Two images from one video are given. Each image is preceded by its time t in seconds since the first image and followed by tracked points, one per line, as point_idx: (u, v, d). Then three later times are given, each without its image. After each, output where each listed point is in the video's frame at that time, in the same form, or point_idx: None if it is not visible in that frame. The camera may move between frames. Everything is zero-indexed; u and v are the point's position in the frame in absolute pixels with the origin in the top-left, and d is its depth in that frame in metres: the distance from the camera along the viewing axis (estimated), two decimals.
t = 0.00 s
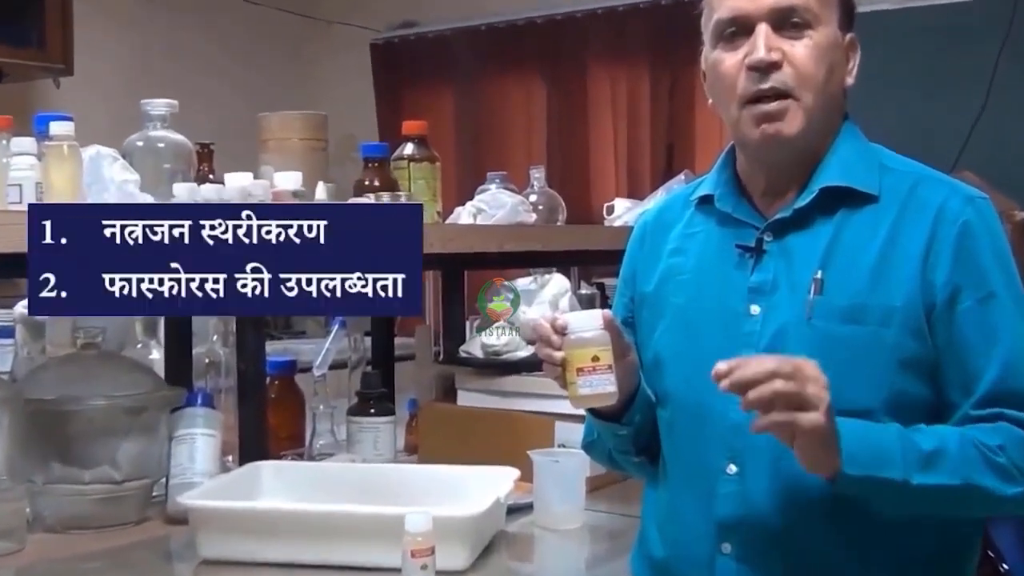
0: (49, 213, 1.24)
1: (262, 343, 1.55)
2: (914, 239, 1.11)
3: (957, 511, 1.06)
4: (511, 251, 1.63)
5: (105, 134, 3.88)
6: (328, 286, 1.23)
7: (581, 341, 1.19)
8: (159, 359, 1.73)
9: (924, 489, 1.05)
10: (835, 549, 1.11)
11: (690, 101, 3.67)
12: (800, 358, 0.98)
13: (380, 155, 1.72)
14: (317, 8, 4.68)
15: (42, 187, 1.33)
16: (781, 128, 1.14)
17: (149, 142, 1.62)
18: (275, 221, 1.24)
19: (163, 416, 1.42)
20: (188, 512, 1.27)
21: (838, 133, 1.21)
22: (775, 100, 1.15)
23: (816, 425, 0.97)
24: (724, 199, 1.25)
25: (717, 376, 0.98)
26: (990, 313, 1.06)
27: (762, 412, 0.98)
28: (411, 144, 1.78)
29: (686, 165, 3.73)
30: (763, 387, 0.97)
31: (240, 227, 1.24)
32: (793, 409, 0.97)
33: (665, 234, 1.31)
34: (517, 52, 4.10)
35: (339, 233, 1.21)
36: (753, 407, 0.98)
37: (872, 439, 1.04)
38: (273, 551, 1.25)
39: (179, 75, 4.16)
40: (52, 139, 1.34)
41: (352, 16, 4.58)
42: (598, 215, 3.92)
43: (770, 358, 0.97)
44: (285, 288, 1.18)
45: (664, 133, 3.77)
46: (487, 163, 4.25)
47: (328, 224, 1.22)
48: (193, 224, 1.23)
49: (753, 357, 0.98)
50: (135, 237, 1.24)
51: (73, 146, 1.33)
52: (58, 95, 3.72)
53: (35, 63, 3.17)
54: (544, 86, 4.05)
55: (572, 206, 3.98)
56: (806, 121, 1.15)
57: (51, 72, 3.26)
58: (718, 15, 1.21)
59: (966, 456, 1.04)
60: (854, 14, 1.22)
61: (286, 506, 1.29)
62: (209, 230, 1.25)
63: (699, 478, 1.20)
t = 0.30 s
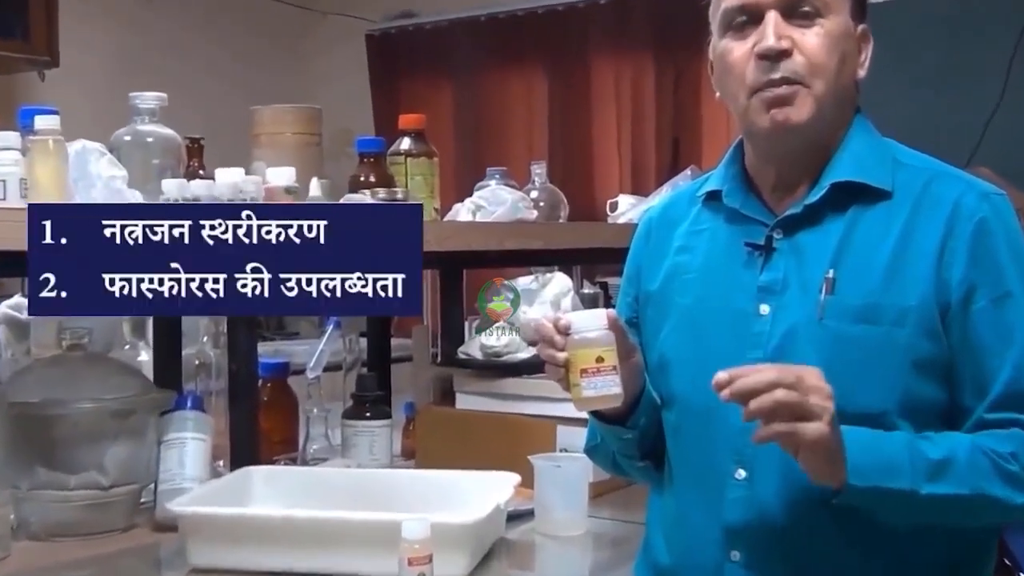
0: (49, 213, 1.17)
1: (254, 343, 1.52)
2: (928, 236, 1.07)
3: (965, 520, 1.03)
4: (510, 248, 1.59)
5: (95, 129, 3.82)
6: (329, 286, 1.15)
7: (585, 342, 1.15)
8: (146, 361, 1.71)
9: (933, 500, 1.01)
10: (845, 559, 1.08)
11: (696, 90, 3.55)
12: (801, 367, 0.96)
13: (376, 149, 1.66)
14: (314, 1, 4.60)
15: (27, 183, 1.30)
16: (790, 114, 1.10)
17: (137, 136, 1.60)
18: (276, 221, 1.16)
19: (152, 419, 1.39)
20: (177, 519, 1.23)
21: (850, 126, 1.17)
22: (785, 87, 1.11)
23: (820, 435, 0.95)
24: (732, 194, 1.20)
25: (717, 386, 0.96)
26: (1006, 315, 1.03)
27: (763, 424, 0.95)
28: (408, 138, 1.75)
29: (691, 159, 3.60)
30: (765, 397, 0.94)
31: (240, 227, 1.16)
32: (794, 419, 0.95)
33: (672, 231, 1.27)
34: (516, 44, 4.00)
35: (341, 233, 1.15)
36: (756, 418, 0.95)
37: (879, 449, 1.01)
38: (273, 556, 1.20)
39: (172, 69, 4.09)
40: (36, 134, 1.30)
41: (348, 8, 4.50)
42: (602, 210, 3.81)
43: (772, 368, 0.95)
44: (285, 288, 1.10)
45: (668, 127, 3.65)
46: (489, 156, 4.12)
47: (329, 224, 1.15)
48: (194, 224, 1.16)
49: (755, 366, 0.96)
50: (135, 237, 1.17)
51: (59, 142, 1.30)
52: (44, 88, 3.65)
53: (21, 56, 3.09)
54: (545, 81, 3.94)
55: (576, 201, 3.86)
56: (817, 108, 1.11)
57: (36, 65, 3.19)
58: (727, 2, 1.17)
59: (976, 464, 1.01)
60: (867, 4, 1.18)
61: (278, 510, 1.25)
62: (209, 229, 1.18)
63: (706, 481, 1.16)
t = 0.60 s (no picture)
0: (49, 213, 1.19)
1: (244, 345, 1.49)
2: (945, 229, 1.02)
3: (989, 500, 0.96)
4: (510, 244, 1.55)
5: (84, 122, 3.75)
6: (328, 286, 1.19)
7: (588, 341, 1.11)
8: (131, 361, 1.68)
9: (957, 450, 0.95)
10: (845, 539, 1.03)
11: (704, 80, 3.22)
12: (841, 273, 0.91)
13: (369, 141, 1.64)
14: None
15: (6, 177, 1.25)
16: (803, 106, 1.05)
17: (122, 127, 1.57)
18: (276, 221, 1.19)
19: (137, 421, 1.35)
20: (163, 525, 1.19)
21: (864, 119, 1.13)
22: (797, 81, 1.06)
23: (850, 338, 0.88)
24: (740, 189, 1.16)
25: (754, 283, 0.91)
26: None
27: (794, 320, 0.89)
28: (403, 129, 1.71)
29: (700, 152, 3.26)
30: (799, 291, 0.89)
31: (240, 227, 1.19)
32: (827, 316, 0.89)
33: (679, 227, 1.22)
34: (517, 31, 3.65)
35: (339, 233, 1.18)
36: (786, 314, 0.89)
37: (904, 388, 0.94)
38: (259, 566, 1.16)
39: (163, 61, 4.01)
40: (17, 125, 1.26)
41: None
42: (606, 207, 3.43)
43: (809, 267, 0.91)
44: (285, 288, 1.14)
45: (675, 120, 3.30)
46: (485, 149, 3.76)
47: (328, 224, 1.18)
48: (194, 224, 1.19)
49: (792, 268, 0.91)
50: (135, 238, 1.20)
51: (40, 134, 1.25)
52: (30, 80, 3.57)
53: None
54: (547, 71, 3.60)
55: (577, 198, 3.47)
56: (829, 102, 1.06)
57: (17, 54, 3.02)
58: None
59: (1001, 431, 0.95)
60: None
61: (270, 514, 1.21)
62: (209, 229, 1.20)
63: (713, 485, 1.11)
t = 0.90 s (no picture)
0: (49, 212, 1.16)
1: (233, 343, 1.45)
2: (961, 224, 0.98)
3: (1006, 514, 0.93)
4: (509, 236, 1.51)
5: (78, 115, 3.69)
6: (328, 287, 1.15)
7: (592, 338, 1.07)
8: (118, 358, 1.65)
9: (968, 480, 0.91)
10: (854, 556, 1.00)
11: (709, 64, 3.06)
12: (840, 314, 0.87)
13: (364, 132, 1.60)
14: None
15: None
16: (811, 92, 1.01)
17: (108, 116, 1.54)
18: (276, 221, 1.16)
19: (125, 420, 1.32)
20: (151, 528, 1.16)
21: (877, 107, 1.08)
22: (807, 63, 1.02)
23: (851, 388, 0.85)
24: (747, 180, 1.12)
25: (750, 328, 0.88)
26: None
27: (793, 370, 0.87)
28: (399, 118, 1.67)
29: (705, 143, 3.10)
30: (797, 342, 0.86)
31: (240, 227, 1.16)
32: (827, 367, 0.86)
33: (684, 220, 1.18)
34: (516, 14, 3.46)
35: (339, 234, 1.14)
36: (785, 364, 0.87)
37: (913, 418, 0.90)
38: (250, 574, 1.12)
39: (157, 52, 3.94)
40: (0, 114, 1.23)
41: None
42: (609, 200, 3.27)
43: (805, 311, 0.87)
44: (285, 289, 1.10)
45: (679, 108, 3.14)
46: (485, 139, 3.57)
47: (328, 224, 1.14)
48: (194, 223, 1.15)
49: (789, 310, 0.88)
50: (135, 237, 1.16)
51: (24, 123, 1.22)
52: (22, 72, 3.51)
53: None
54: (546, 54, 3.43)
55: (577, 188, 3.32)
56: (840, 87, 1.02)
57: None
58: None
59: (1017, 452, 0.91)
60: None
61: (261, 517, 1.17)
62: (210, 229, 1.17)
63: (719, 488, 1.08)
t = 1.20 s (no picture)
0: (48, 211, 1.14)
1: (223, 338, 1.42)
2: (979, 217, 0.94)
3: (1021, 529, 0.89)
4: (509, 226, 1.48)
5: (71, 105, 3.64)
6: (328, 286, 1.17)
7: (596, 332, 1.03)
8: (103, 352, 1.62)
9: (983, 503, 0.88)
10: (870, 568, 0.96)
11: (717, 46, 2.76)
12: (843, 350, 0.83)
13: (357, 117, 1.57)
14: None
15: None
16: (821, 78, 0.97)
17: (92, 100, 1.50)
18: (275, 221, 1.17)
19: (109, 417, 1.28)
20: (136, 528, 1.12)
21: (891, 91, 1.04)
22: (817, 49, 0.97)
23: (858, 430, 0.81)
24: (756, 167, 1.07)
25: (749, 371, 0.84)
26: None
27: (796, 413, 0.82)
28: (394, 103, 1.63)
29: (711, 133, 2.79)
30: (799, 384, 0.81)
31: (240, 227, 1.17)
32: (832, 410, 0.81)
33: (690, 209, 1.14)
34: None
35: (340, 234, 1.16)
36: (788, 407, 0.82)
37: (924, 443, 0.87)
38: None
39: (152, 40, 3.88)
40: None
41: None
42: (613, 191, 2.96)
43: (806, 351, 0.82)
44: (286, 290, 1.12)
45: (685, 91, 2.83)
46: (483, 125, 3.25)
47: (328, 224, 1.16)
48: (194, 224, 1.15)
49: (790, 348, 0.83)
50: (135, 238, 1.16)
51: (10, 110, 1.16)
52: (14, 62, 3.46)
53: None
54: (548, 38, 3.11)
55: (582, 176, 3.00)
56: (850, 74, 0.98)
57: None
58: None
59: None
60: None
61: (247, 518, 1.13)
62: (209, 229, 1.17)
63: (726, 490, 1.03)
